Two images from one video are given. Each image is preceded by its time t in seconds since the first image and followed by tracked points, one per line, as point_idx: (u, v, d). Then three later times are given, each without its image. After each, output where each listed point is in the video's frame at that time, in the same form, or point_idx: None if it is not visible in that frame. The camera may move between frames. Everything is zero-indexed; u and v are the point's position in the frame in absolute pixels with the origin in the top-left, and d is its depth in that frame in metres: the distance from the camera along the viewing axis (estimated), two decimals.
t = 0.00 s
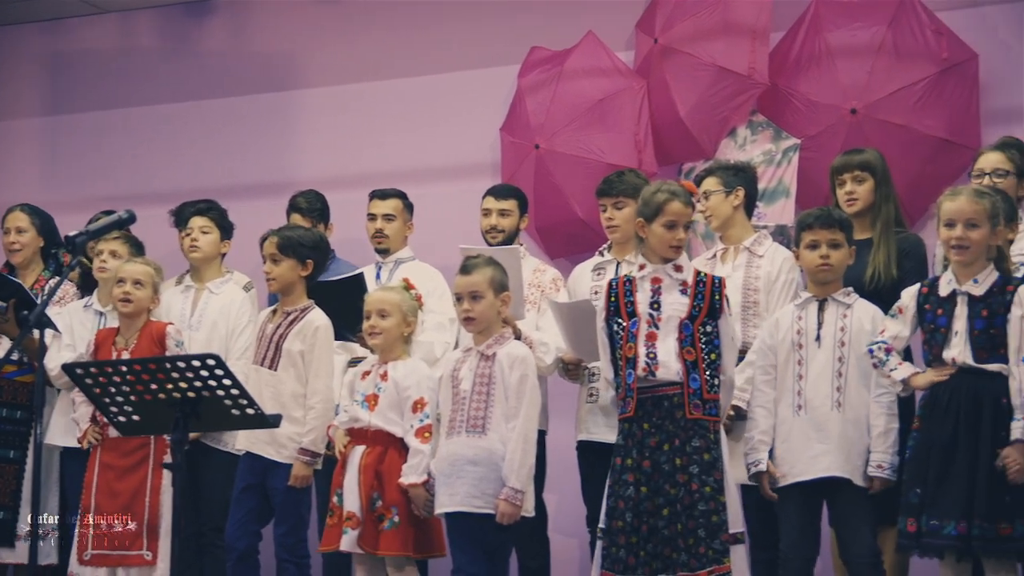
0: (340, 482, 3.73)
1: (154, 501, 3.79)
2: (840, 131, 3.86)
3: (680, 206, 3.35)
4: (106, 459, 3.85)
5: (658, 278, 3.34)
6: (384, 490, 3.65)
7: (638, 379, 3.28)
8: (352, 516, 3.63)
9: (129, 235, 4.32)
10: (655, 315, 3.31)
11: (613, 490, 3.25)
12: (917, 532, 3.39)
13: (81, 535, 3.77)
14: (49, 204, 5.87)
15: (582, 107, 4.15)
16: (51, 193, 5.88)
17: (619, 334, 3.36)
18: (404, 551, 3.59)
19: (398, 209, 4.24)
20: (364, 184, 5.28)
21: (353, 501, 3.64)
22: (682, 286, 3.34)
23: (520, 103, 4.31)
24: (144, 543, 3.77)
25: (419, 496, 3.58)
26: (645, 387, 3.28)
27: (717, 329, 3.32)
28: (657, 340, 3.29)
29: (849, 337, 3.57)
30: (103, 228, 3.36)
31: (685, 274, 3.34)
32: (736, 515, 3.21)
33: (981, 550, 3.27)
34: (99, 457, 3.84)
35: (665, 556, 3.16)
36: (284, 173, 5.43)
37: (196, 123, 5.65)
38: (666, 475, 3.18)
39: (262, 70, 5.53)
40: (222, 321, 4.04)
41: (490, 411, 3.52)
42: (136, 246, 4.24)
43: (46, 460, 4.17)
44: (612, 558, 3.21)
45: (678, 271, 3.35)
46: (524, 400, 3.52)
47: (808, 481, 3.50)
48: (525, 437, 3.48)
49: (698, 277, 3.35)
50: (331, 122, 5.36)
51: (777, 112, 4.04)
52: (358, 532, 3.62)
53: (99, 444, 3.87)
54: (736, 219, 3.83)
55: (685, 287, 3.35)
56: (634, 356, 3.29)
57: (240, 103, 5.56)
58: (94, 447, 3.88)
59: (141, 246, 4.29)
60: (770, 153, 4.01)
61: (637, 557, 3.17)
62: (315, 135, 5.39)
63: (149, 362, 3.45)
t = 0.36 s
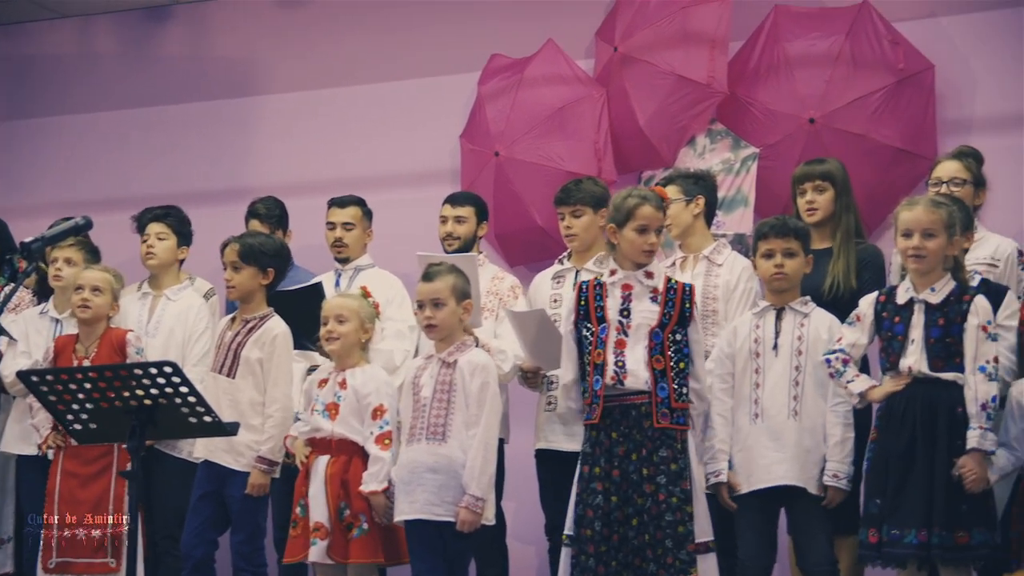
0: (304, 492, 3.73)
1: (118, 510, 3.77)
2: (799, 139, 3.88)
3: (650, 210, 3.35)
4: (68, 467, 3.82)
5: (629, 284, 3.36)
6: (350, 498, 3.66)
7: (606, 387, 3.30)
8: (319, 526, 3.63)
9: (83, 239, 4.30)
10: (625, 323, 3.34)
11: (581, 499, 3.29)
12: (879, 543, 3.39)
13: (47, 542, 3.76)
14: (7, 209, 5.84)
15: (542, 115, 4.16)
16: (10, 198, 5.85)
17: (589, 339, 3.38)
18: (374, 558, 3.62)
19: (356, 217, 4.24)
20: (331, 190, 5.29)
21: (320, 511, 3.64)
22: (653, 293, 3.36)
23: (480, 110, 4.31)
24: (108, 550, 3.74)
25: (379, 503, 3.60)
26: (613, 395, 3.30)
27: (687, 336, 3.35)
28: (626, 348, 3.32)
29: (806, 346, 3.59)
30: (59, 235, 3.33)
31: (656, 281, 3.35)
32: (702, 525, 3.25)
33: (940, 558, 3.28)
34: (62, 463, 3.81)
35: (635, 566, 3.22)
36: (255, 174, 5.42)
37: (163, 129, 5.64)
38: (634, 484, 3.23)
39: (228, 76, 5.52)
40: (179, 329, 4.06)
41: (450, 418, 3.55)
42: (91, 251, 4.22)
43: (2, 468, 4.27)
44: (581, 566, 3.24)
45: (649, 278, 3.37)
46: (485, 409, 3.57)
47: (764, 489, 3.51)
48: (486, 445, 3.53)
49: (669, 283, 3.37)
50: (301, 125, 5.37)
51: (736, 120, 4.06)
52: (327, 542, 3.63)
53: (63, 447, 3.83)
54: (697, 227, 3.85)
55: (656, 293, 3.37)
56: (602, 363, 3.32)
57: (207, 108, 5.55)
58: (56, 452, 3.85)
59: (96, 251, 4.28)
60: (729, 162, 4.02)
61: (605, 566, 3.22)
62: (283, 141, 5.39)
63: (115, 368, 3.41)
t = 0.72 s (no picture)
0: (262, 494, 3.71)
1: (73, 513, 3.77)
2: (757, 144, 3.91)
3: (608, 211, 3.34)
4: (22, 472, 3.80)
5: (588, 283, 3.34)
6: (309, 500, 3.66)
7: (566, 387, 3.27)
8: (278, 528, 3.63)
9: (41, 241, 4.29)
10: (585, 322, 3.31)
11: (541, 501, 3.23)
12: (835, 546, 3.39)
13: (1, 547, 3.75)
14: None
15: (502, 119, 4.17)
16: None
17: (548, 338, 3.33)
18: (332, 561, 3.61)
19: (314, 220, 4.24)
20: (298, 192, 5.30)
21: (279, 512, 3.64)
22: (612, 292, 3.34)
23: (440, 114, 4.33)
24: (62, 556, 3.74)
25: (339, 505, 3.60)
26: (574, 398, 3.27)
27: (646, 335, 3.36)
28: (587, 347, 3.30)
29: (766, 349, 3.61)
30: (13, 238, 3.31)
31: (615, 278, 3.34)
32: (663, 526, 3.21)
33: (895, 561, 3.29)
34: (16, 470, 3.79)
35: (597, 569, 3.17)
36: (221, 175, 5.43)
37: (130, 130, 5.63)
38: (597, 487, 3.19)
39: (195, 77, 5.52)
40: (137, 332, 4.08)
41: (412, 421, 3.55)
42: (49, 255, 4.22)
43: None
44: (541, 568, 3.19)
45: (608, 275, 3.35)
46: (448, 412, 3.58)
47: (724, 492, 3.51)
48: (448, 449, 3.54)
49: (628, 281, 3.37)
50: (267, 127, 5.38)
51: (696, 126, 4.09)
52: (285, 544, 3.62)
53: (16, 455, 3.79)
54: (657, 230, 3.86)
55: (615, 292, 3.35)
56: (563, 363, 3.29)
57: (173, 110, 5.54)
58: (11, 458, 3.80)
59: (54, 254, 4.27)
60: (688, 166, 4.08)
61: (567, 568, 3.17)
62: (245, 144, 5.41)
63: (71, 370, 3.38)
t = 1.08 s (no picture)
0: (222, 489, 3.70)
1: (29, 511, 3.78)
2: (717, 141, 3.94)
3: (561, 206, 3.40)
4: None
5: (541, 279, 3.41)
6: (270, 496, 3.65)
7: (523, 383, 3.33)
8: (238, 523, 3.62)
9: None
10: (538, 318, 3.38)
11: (494, 498, 3.30)
12: (788, 541, 3.40)
13: None
14: None
15: (463, 115, 4.20)
16: None
17: (502, 334, 3.40)
18: (292, 558, 3.60)
19: (274, 216, 4.23)
20: (264, 188, 5.32)
21: (239, 508, 3.63)
22: (563, 288, 3.42)
23: (400, 111, 4.35)
24: (18, 554, 3.78)
25: (301, 501, 3.59)
26: (531, 395, 3.32)
27: (596, 331, 3.43)
28: (540, 343, 3.37)
29: (725, 346, 3.63)
30: None
31: (565, 276, 3.41)
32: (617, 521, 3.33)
33: (850, 555, 3.33)
34: None
35: (551, 565, 3.24)
36: (187, 172, 5.43)
37: (95, 125, 5.62)
38: (551, 484, 3.25)
39: (160, 72, 5.51)
40: (96, 329, 4.10)
41: (372, 417, 3.55)
42: (6, 250, 4.29)
43: None
44: (493, 565, 3.26)
45: (559, 272, 3.42)
46: (408, 409, 3.57)
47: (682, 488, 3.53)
48: (409, 446, 3.54)
49: (579, 278, 3.45)
50: (232, 123, 5.39)
51: (656, 123, 4.12)
52: (245, 539, 3.62)
53: None
54: (616, 227, 3.87)
55: (565, 288, 3.43)
56: (519, 359, 3.34)
57: (138, 105, 5.53)
58: None
59: (10, 248, 4.34)
60: (648, 163, 4.10)
61: (519, 566, 3.23)
62: (205, 140, 5.42)
63: (29, 367, 3.35)
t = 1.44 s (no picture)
0: (181, 481, 3.71)
1: None
2: (676, 135, 3.97)
3: (512, 203, 3.43)
4: None
5: (495, 275, 3.43)
6: (229, 489, 3.64)
7: (475, 376, 3.35)
8: (197, 515, 3.61)
9: None
10: (492, 311, 3.40)
11: (452, 491, 3.33)
12: (749, 533, 3.41)
13: None
14: None
15: (423, 107, 4.26)
16: None
17: (457, 330, 3.42)
18: (251, 550, 3.59)
19: (234, 208, 4.25)
20: (230, 178, 5.34)
21: (198, 500, 3.62)
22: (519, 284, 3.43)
23: (361, 102, 4.41)
24: None
25: (259, 492, 3.59)
26: (482, 387, 3.36)
27: (551, 329, 3.43)
28: (494, 336, 3.38)
29: (682, 340, 3.64)
30: None
31: (522, 272, 3.43)
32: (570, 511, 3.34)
33: (810, 547, 3.34)
34: None
35: (506, 557, 3.27)
36: (153, 162, 5.45)
37: (55, 116, 5.63)
38: (504, 477, 3.29)
39: (127, 61, 5.52)
40: (51, 320, 4.15)
41: (331, 410, 3.55)
42: None
43: None
44: (452, 559, 3.29)
45: (515, 268, 3.45)
46: (367, 401, 3.58)
47: (639, 482, 3.55)
48: (368, 438, 3.54)
49: (535, 277, 3.47)
50: (198, 114, 5.41)
51: (617, 118, 4.15)
52: (204, 532, 3.61)
53: None
54: (576, 220, 3.89)
55: (523, 284, 3.44)
56: (472, 352, 3.37)
57: (102, 95, 5.55)
58: None
59: None
60: (608, 156, 4.12)
61: (477, 558, 3.26)
62: (168, 130, 5.44)
63: None
